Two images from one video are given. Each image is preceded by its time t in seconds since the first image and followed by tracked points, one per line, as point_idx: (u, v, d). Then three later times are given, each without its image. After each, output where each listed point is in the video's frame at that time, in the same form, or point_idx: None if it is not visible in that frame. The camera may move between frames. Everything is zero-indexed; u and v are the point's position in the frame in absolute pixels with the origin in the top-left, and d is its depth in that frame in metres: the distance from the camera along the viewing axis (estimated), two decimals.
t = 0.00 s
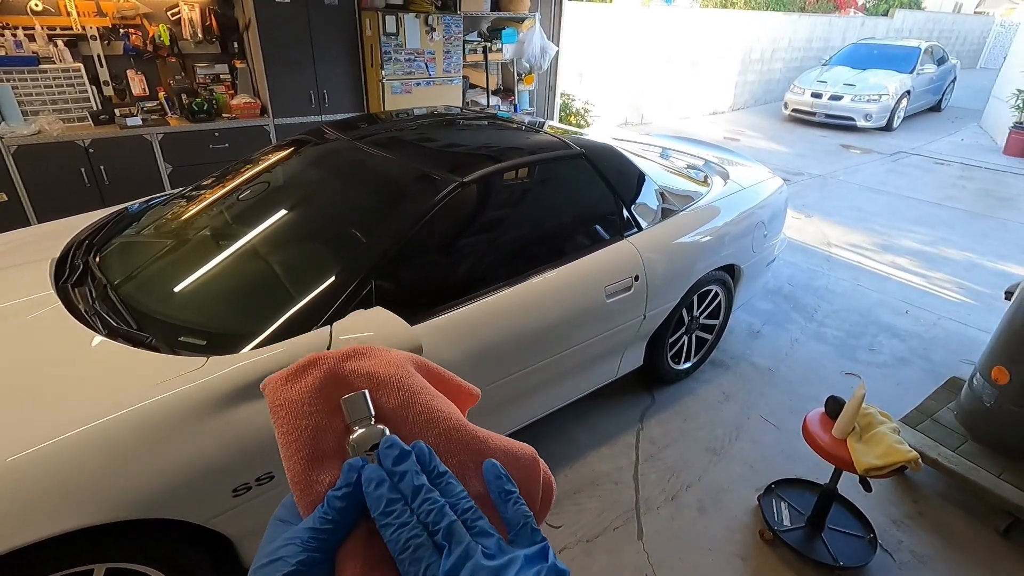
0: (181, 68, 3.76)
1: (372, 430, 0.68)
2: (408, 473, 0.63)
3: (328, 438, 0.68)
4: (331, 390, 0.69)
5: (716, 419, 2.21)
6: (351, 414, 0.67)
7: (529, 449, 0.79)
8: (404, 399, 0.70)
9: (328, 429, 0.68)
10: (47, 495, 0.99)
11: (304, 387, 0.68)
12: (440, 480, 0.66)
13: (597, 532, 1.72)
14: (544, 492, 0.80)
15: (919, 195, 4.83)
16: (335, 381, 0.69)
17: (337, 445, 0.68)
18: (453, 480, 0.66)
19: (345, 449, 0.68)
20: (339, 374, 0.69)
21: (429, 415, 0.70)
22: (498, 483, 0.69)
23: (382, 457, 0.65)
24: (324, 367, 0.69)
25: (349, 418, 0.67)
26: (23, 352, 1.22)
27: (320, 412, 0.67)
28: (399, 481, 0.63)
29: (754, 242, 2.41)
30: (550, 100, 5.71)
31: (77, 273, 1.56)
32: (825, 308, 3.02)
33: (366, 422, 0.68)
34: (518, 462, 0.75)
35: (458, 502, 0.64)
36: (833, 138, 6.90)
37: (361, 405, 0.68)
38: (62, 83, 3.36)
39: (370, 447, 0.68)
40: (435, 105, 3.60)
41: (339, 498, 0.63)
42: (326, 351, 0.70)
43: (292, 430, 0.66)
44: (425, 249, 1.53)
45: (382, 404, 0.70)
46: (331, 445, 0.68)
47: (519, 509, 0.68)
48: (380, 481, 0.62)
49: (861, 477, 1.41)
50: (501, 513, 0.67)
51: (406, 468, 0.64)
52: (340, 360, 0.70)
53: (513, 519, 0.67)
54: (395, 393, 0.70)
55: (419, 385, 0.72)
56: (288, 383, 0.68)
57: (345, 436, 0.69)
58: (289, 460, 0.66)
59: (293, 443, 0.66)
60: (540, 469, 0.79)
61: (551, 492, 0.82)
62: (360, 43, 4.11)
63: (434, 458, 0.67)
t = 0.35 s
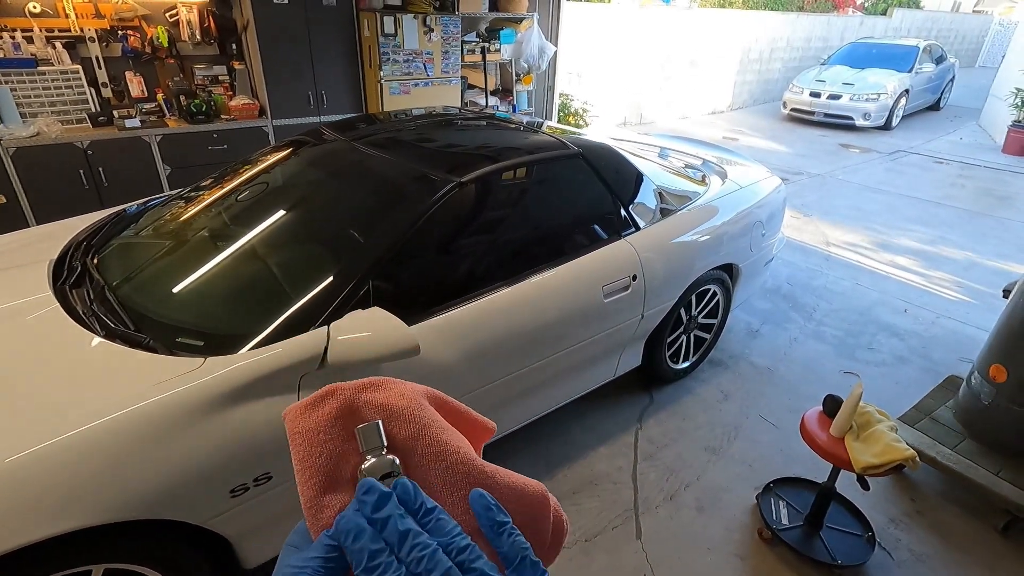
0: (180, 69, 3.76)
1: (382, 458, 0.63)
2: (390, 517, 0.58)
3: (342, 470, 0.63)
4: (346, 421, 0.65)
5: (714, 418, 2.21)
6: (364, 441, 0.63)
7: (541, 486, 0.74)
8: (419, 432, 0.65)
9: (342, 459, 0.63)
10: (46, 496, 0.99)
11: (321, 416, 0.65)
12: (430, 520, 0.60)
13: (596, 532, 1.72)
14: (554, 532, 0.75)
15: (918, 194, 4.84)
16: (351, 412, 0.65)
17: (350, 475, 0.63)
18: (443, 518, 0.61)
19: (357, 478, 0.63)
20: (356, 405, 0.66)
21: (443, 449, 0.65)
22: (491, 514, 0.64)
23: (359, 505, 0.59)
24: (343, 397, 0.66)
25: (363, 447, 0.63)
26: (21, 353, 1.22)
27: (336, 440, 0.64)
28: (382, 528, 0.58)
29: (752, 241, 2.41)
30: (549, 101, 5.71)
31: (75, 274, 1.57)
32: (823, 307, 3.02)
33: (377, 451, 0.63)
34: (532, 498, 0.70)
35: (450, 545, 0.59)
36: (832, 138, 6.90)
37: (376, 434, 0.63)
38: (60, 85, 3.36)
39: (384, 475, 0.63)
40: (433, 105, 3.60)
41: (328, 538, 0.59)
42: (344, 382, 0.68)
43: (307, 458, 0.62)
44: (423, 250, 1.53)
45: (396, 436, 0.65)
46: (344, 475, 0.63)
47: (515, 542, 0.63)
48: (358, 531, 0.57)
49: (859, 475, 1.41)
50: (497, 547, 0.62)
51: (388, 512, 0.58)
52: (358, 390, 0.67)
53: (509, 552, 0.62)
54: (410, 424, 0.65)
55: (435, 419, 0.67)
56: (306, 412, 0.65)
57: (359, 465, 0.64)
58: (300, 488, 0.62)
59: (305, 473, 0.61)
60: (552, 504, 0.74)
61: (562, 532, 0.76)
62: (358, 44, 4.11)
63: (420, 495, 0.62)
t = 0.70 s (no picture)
0: (177, 72, 3.77)
1: (389, 444, 0.63)
2: None
3: (348, 452, 0.64)
4: (352, 404, 0.64)
5: (709, 417, 2.23)
6: (370, 427, 0.62)
7: (548, 474, 0.74)
8: (428, 420, 0.64)
9: (347, 442, 0.64)
10: (43, 497, 1.00)
11: (327, 397, 0.63)
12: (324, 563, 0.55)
13: (591, 531, 1.73)
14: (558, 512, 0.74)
15: (914, 194, 4.85)
16: (358, 395, 0.64)
17: (356, 458, 0.65)
18: (340, 554, 0.56)
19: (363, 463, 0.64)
20: (365, 387, 0.64)
21: (450, 439, 0.64)
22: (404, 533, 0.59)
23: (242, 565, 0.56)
24: (350, 378, 0.64)
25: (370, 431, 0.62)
26: (19, 355, 1.23)
27: (342, 423, 0.63)
28: None
29: (747, 241, 2.42)
30: (546, 102, 5.72)
31: (72, 277, 1.58)
32: (819, 306, 3.04)
33: (382, 437, 0.63)
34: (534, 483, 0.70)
35: None
36: (828, 137, 6.92)
37: (382, 419, 0.63)
38: (58, 88, 3.37)
39: (387, 462, 0.63)
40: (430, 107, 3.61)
41: None
42: (353, 362, 0.65)
43: (314, 439, 0.62)
44: (418, 251, 1.54)
45: (403, 422, 0.64)
46: (349, 459, 0.64)
47: (438, 557, 0.58)
48: None
49: (850, 473, 1.43)
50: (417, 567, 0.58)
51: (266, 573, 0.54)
52: (367, 371, 0.65)
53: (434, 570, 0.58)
54: (418, 412, 0.64)
55: (445, 406, 0.66)
56: (313, 390, 0.63)
57: (364, 448, 0.65)
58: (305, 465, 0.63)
59: (312, 455, 0.62)
60: (560, 490, 0.75)
61: (573, 516, 0.77)
62: (355, 47, 4.12)
63: (308, 533, 0.56)
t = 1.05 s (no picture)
0: (173, 76, 3.76)
1: (172, 455, 0.55)
2: None
3: (128, 468, 0.57)
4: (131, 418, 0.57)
5: (706, 420, 2.22)
6: (149, 438, 0.55)
7: (365, 460, 0.68)
8: (219, 424, 0.58)
9: (120, 458, 0.56)
10: (31, 504, 0.99)
11: (98, 413, 0.56)
12: None
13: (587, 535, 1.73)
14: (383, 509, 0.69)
15: (911, 195, 4.85)
16: (137, 406, 0.57)
17: (136, 474, 0.57)
18: None
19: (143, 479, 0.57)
20: (144, 396, 0.57)
21: (244, 441, 0.59)
22: None
23: None
24: (127, 389, 0.57)
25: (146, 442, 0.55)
26: (9, 361, 1.22)
27: (114, 438, 0.56)
28: None
29: (743, 243, 2.42)
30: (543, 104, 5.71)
31: (64, 282, 1.57)
32: (816, 308, 3.03)
33: (168, 446, 0.56)
34: (347, 475, 0.64)
35: None
36: (826, 139, 6.92)
37: (165, 429, 0.56)
38: (53, 92, 3.37)
39: (171, 474, 0.55)
40: (426, 111, 3.61)
41: None
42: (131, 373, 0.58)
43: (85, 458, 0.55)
44: (412, 255, 1.54)
45: (192, 430, 0.58)
46: (128, 475, 0.57)
47: None
48: None
49: (846, 477, 1.42)
50: None
51: None
52: (148, 379, 0.58)
53: None
54: (206, 416, 0.58)
55: (238, 405, 0.61)
56: (81, 406, 0.56)
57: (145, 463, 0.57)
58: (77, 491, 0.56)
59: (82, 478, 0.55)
60: (382, 484, 0.69)
61: (390, 503, 0.70)
62: (351, 50, 4.12)
63: None
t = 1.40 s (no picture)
0: (171, 80, 3.78)
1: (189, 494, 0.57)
2: None
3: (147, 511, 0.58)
4: (147, 463, 0.59)
5: (706, 422, 2.22)
6: (165, 480, 0.57)
7: (364, 493, 0.70)
8: (228, 464, 0.60)
9: (143, 502, 0.58)
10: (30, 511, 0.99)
11: (115, 461, 0.58)
12: None
13: (587, 538, 1.72)
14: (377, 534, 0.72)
15: (909, 196, 4.86)
16: (155, 453, 0.59)
17: (152, 517, 0.58)
18: None
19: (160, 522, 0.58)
20: (157, 443, 0.59)
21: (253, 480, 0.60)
22: None
23: None
24: (139, 437, 0.59)
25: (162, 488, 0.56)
26: (7, 367, 1.22)
27: (133, 485, 0.58)
28: None
29: (742, 245, 2.42)
30: (541, 107, 5.72)
31: (62, 287, 1.56)
32: (815, 309, 3.04)
33: (182, 487, 0.57)
34: (346, 506, 0.66)
35: None
36: (823, 140, 6.94)
37: (177, 472, 0.57)
38: (51, 98, 3.37)
39: (185, 514, 0.56)
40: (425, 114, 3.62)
41: None
42: (142, 421, 0.60)
43: (108, 504, 0.57)
44: (411, 258, 1.54)
45: (202, 473, 0.59)
46: (145, 518, 0.58)
47: None
48: None
49: (846, 478, 1.42)
50: None
51: None
52: (159, 426, 0.60)
53: None
54: (216, 458, 0.60)
55: (246, 445, 0.62)
56: (102, 456, 0.59)
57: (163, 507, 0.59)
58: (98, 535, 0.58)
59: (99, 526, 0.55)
60: (374, 510, 0.71)
61: (389, 533, 0.74)
62: (349, 54, 4.13)
63: None
